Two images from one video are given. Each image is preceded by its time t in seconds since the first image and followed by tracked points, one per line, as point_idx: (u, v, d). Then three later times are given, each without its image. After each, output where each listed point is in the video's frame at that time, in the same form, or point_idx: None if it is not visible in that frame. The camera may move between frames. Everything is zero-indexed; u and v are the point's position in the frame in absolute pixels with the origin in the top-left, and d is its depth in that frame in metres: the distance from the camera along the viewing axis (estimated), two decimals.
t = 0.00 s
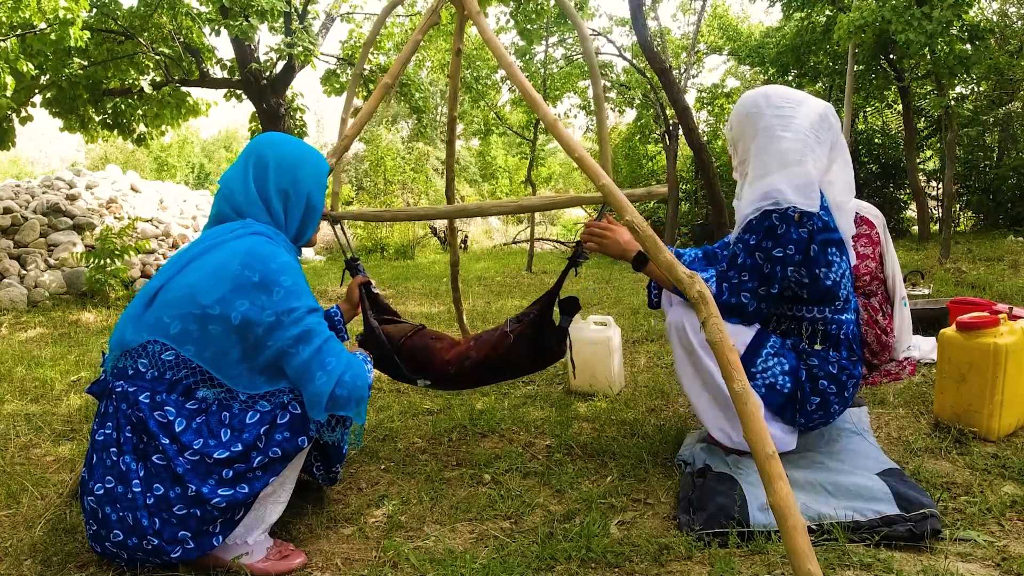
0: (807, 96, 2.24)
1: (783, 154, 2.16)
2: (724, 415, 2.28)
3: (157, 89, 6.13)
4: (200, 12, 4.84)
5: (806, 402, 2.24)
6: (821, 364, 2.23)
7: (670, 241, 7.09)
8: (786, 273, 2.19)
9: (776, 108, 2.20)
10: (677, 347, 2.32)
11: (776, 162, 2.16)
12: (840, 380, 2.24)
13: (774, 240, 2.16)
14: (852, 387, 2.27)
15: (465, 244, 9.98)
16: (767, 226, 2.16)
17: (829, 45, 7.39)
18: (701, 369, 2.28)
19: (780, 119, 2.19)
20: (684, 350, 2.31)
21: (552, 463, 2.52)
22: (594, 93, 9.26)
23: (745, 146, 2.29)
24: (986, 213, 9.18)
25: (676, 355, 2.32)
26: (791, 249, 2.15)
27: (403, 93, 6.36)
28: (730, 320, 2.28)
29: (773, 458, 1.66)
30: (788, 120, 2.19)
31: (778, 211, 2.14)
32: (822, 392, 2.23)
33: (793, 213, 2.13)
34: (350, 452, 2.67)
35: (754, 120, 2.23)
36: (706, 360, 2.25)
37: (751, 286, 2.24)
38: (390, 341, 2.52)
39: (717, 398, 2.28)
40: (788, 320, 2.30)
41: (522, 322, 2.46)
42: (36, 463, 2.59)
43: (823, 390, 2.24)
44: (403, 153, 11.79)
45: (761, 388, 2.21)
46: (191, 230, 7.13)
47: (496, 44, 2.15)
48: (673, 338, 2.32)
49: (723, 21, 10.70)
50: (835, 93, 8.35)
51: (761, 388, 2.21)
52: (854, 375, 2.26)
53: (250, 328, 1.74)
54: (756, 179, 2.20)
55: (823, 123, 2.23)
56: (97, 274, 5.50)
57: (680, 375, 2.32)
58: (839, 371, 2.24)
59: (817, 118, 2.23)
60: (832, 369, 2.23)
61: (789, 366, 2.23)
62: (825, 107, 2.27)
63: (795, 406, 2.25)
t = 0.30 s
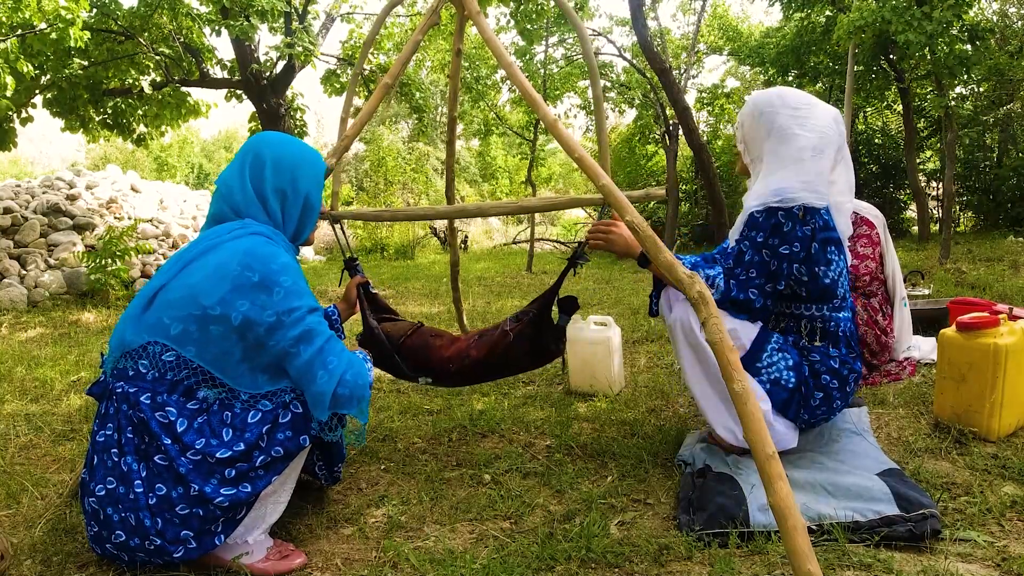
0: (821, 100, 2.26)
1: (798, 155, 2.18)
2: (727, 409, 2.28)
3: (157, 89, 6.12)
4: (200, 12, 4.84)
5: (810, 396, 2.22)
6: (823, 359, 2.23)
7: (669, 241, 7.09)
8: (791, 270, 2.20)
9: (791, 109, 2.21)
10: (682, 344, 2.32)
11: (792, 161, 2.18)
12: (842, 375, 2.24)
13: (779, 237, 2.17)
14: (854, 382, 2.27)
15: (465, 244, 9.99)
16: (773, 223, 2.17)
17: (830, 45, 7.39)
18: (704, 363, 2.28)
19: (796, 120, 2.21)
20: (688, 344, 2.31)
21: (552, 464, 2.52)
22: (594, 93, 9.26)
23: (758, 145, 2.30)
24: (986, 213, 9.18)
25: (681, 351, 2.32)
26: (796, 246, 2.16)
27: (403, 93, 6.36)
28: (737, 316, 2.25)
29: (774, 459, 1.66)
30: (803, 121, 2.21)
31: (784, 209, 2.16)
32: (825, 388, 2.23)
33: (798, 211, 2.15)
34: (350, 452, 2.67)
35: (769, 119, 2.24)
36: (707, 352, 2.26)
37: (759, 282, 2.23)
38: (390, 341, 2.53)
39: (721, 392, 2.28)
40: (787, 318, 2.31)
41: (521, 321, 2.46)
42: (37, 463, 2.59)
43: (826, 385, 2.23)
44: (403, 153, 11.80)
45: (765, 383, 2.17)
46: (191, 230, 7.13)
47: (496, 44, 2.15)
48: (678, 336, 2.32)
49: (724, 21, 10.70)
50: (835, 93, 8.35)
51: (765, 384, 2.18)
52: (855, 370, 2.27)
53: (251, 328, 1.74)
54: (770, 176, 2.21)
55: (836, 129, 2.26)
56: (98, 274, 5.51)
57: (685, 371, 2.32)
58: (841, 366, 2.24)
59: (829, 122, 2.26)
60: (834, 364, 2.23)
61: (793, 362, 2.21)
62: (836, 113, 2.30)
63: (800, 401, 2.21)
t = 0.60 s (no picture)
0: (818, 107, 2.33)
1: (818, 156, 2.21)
2: (727, 408, 2.28)
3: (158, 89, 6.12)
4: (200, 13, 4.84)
5: (810, 396, 2.22)
6: (822, 358, 2.23)
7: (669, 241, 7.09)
8: (791, 266, 2.19)
9: (799, 113, 2.24)
10: (683, 346, 2.32)
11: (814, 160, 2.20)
12: (842, 374, 2.25)
13: (778, 233, 2.17)
14: (853, 381, 2.28)
15: (465, 244, 9.99)
16: (772, 218, 2.17)
17: (830, 45, 7.39)
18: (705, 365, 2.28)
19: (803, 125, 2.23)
20: (688, 341, 2.30)
21: (552, 464, 2.52)
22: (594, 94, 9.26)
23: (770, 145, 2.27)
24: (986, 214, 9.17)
25: (681, 350, 2.32)
26: (794, 241, 2.16)
27: (404, 93, 6.35)
28: (739, 313, 2.25)
29: (774, 459, 1.66)
30: (813, 125, 2.25)
31: (783, 206, 2.15)
32: (825, 387, 2.23)
33: (797, 208, 2.15)
34: (350, 452, 2.67)
35: (780, 121, 2.23)
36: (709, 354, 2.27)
37: (760, 277, 2.21)
38: (403, 341, 2.54)
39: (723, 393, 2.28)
40: (786, 317, 2.31)
41: (531, 322, 2.45)
42: (37, 463, 2.59)
43: (825, 384, 2.23)
44: (403, 153, 11.81)
45: (766, 382, 2.17)
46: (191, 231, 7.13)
47: (495, 44, 2.15)
48: (680, 338, 2.32)
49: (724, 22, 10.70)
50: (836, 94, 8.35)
51: (766, 383, 2.18)
52: (855, 369, 2.27)
53: (242, 327, 1.73)
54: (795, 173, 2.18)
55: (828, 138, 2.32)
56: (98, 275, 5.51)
57: (687, 371, 2.31)
58: (841, 365, 2.24)
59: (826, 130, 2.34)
60: (834, 363, 2.23)
61: (794, 361, 2.21)
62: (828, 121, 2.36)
63: (800, 401, 2.21)
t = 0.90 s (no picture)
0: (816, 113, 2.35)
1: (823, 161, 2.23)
2: (726, 409, 2.28)
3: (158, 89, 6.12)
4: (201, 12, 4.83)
5: (812, 396, 2.22)
6: (824, 358, 2.23)
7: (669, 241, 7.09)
8: (797, 260, 2.18)
9: (803, 116, 2.24)
10: (685, 345, 2.32)
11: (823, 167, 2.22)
12: (844, 373, 2.25)
13: (784, 228, 2.16)
14: (856, 379, 2.28)
15: (465, 245, 9.99)
16: (778, 213, 2.15)
17: (830, 46, 7.38)
18: (706, 366, 2.28)
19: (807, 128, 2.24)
20: (692, 342, 2.30)
21: (552, 464, 2.52)
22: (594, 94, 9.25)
23: (777, 146, 2.25)
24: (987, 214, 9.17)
25: (682, 349, 2.33)
26: (800, 236, 2.16)
27: (403, 93, 6.35)
28: (745, 308, 2.24)
29: (774, 459, 1.66)
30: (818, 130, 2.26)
31: (788, 202, 2.15)
32: (827, 386, 2.23)
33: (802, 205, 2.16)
34: (351, 452, 2.67)
35: (787, 122, 2.23)
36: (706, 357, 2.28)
37: (766, 271, 2.19)
38: (408, 342, 2.55)
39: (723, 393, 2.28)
40: (790, 315, 2.31)
41: (535, 320, 2.45)
42: (37, 463, 2.59)
43: (828, 383, 2.23)
44: (403, 154, 11.82)
45: (767, 381, 2.17)
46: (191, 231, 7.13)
47: (496, 44, 2.16)
48: (682, 338, 2.33)
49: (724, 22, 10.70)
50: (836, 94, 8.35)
51: (768, 382, 2.18)
52: (857, 367, 2.28)
53: (237, 328, 1.73)
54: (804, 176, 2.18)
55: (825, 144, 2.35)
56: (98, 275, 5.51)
57: (687, 371, 2.32)
58: (843, 364, 2.25)
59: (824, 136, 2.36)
60: (836, 361, 2.24)
61: (797, 361, 2.21)
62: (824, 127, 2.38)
63: (802, 401, 2.21)
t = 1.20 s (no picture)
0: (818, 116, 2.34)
1: (823, 164, 2.22)
2: (726, 408, 2.28)
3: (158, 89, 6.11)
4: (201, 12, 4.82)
5: (812, 395, 2.22)
6: (824, 357, 2.24)
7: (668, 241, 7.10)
8: (798, 261, 2.18)
9: (802, 119, 2.24)
10: (686, 343, 2.32)
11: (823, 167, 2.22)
12: (844, 372, 2.25)
13: (785, 229, 2.15)
14: (855, 379, 2.28)
15: (466, 245, 10.00)
16: (779, 214, 2.15)
17: (830, 46, 7.39)
18: (706, 366, 2.28)
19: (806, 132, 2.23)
20: (693, 343, 2.30)
21: (552, 464, 2.52)
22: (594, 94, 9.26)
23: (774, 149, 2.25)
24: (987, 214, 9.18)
25: (683, 348, 2.33)
26: (801, 237, 2.15)
27: (403, 94, 6.35)
28: (745, 307, 2.23)
29: (774, 459, 1.66)
30: (816, 133, 2.25)
31: (790, 203, 2.15)
32: (827, 385, 2.23)
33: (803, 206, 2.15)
34: (351, 453, 2.67)
35: (784, 125, 2.23)
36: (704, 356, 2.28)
37: (767, 272, 2.19)
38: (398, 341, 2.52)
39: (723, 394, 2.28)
40: (791, 315, 2.31)
41: (526, 323, 2.46)
42: (38, 463, 2.59)
43: (828, 383, 2.24)
44: (403, 154, 11.84)
45: (767, 381, 2.17)
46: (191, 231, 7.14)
47: (496, 44, 2.15)
48: (682, 336, 2.33)
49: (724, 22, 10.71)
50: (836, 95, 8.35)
51: (768, 382, 2.17)
52: (857, 367, 2.28)
53: (232, 326, 1.73)
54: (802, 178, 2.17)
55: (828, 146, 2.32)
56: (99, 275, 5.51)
57: (687, 370, 2.32)
58: (844, 364, 2.25)
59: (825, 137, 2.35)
60: (837, 361, 2.24)
61: (796, 360, 2.20)
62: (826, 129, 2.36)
63: (802, 400, 2.21)
